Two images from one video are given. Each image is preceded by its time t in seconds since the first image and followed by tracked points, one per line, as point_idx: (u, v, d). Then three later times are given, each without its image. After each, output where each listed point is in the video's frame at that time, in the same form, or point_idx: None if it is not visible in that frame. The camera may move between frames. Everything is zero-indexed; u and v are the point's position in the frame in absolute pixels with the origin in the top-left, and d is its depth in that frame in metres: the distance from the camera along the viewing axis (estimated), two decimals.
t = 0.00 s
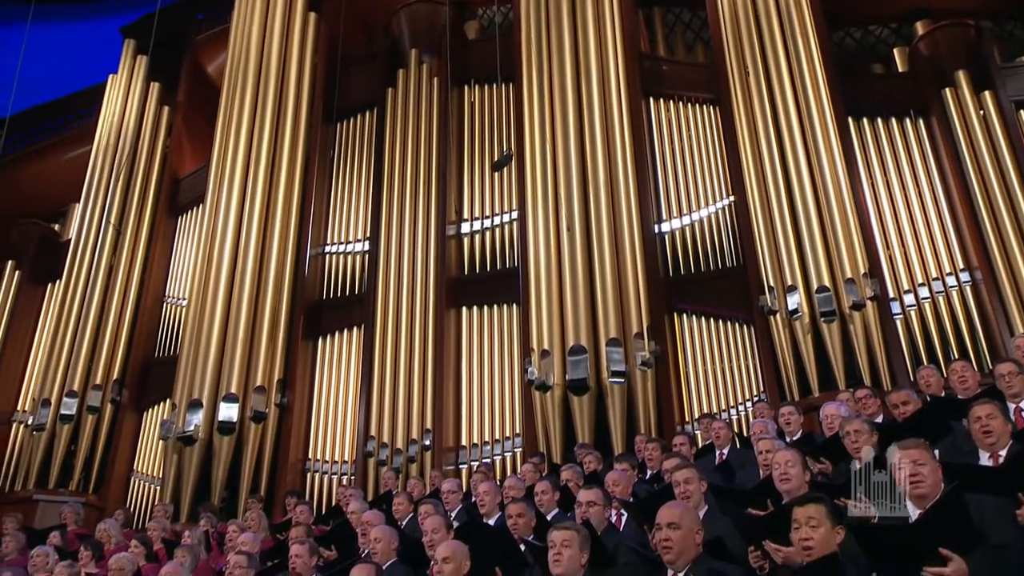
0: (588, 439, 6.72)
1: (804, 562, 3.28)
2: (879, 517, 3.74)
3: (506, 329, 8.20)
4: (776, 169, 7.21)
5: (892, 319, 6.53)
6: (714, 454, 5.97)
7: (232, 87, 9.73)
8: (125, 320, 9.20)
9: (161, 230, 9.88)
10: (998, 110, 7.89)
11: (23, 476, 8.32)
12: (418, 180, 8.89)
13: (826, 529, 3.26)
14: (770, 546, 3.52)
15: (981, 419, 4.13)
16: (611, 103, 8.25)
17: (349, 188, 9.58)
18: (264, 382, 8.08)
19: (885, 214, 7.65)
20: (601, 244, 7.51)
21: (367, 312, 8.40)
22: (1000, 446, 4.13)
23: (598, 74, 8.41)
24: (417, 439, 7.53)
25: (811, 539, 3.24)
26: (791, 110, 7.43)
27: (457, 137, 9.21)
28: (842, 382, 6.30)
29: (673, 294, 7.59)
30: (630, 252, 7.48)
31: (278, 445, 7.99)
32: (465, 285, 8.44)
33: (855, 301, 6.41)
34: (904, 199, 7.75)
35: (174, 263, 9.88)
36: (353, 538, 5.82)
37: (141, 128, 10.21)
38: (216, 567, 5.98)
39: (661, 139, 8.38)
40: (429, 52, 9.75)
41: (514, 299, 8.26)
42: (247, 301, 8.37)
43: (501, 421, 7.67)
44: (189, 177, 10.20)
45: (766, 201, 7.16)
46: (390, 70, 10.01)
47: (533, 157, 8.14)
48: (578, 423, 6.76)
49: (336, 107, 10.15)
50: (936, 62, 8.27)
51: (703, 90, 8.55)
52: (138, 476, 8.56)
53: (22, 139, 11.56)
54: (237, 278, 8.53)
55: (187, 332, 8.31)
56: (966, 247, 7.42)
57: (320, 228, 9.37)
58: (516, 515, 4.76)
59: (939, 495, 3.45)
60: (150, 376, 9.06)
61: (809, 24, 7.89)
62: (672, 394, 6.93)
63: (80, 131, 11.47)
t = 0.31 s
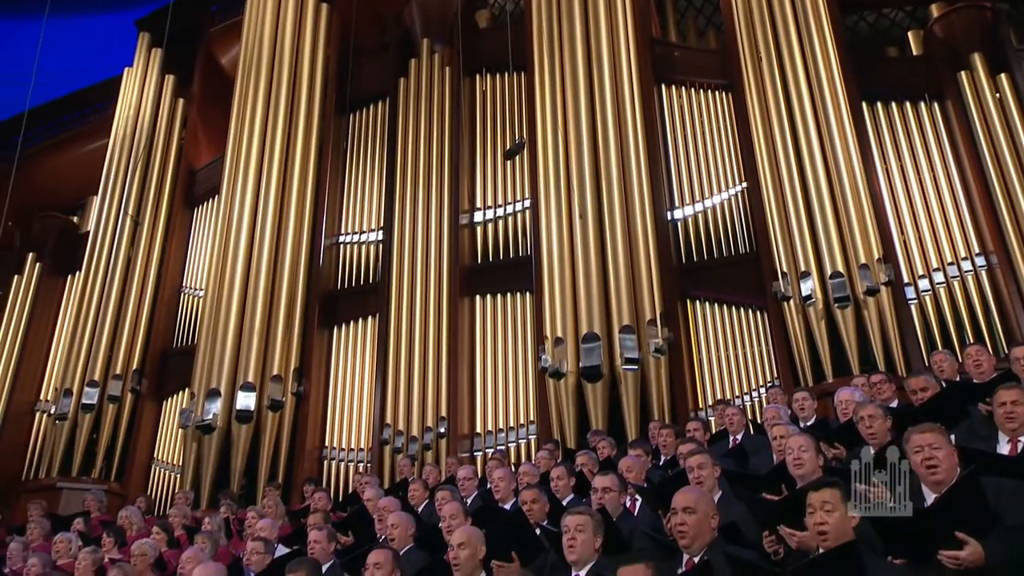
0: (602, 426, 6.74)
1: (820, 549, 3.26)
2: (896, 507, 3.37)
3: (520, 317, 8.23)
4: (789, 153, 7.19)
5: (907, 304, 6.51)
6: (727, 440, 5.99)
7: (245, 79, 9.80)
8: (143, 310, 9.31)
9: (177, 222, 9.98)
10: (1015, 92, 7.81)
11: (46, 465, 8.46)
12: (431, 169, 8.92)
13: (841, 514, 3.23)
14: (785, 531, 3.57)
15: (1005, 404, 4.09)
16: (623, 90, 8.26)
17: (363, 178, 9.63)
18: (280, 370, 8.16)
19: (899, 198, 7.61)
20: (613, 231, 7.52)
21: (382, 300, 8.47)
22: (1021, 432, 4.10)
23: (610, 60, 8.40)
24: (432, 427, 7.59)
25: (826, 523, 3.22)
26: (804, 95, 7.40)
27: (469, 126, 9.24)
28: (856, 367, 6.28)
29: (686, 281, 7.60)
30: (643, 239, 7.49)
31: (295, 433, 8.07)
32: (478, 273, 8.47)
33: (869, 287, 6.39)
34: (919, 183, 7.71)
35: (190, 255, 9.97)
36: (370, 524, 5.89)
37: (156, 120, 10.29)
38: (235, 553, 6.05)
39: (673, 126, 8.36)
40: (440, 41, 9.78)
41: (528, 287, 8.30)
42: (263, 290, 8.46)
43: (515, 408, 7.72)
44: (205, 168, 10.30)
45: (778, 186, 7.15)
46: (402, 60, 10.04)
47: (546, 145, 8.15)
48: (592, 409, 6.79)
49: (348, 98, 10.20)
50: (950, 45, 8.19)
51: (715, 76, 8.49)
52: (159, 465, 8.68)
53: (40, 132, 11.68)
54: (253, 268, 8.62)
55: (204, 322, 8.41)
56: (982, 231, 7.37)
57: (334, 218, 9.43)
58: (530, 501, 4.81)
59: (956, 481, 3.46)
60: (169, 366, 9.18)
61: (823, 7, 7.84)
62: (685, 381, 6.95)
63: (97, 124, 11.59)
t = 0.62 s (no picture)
0: (616, 412, 6.77)
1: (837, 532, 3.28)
2: (895, 507, 3.07)
3: (534, 305, 8.26)
4: (802, 138, 7.16)
5: (922, 290, 6.49)
6: (742, 426, 6.02)
7: (259, 72, 9.87)
8: (162, 301, 9.43)
9: (194, 213, 10.08)
10: None
11: (70, 453, 8.60)
12: (443, 159, 8.95)
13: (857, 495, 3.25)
14: (800, 516, 3.58)
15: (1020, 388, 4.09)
16: (635, 76, 8.24)
17: (376, 169, 9.68)
18: (297, 359, 8.25)
19: (915, 183, 7.56)
20: (626, 218, 7.53)
21: (397, 290, 8.53)
22: None
23: (622, 47, 8.38)
24: (447, 415, 7.65)
25: (842, 507, 3.24)
26: (818, 79, 7.35)
27: (481, 116, 9.25)
28: (871, 353, 6.27)
29: (700, 268, 7.61)
30: (657, 226, 7.50)
31: (313, 422, 8.16)
32: (492, 262, 8.50)
33: (885, 272, 6.37)
34: (934, 168, 7.65)
35: (207, 246, 10.07)
36: (387, 510, 5.96)
37: (172, 113, 10.37)
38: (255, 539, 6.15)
39: (686, 112, 8.33)
40: (453, 31, 9.80)
41: (542, 275, 8.32)
42: (279, 281, 8.55)
43: (530, 395, 7.77)
44: (220, 160, 10.40)
45: (792, 171, 7.13)
46: (414, 50, 10.06)
47: (558, 133, 8.15)
48: (606, 396, 6.81)
49: (362, 89, 10.25)
50: (967, 27, 8.10)
51: (728, 61, 8.46)
52: (179, 453, 8.81)
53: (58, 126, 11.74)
54: (269, 259, 8.70)
55: (222, 312, 8.51)
56: (999, 216, 7.31)
57: (349, 208, 9.49)
58: (544, 488, 4.85)
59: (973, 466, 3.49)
60: (188, 355, 9.31)
61: None
62: (699, 368, 6.97)
63: (113, 117, 11.72)
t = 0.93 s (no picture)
0: (626, 400, 6.80)
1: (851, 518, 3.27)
2: (895, 508, 2.98)
3: (544, 294, 8.29)
4: (813, 125, 7.13)
5: (934, 276, 6.47)
6: (752, 413, 6.04)
7: (270, 64, 9.92)
8: (176, 291, 9.52)
9: (206, 204, 10.15)
10: None
11: (87, 442, 8.70)
12: (453, 149, 8.97)
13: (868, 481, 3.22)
14: (810, 501, 3.56)
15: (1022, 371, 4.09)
16: (645, 65, 8.23)
17: (386, 159, 9.72)
18: (310, 349, 8.31)
19: (925, 170, 7.53)
20: (636, 207, 7.54)
21: (408, 279, 8.58)
22: None
23: (631, 34, 8.37)
24: (458, 403, 7.69)
25: (853, 493, 3.24)
26: (829, 66, 7.31)
27: (490, 106, 9.27)
28: (882, 340, 6.26)
29: (710, 256, 7.62)
30: (666, 214, 7.51)
31: (326, 411, 8.22)
32: (503, 251, 8.53)
33: (895, 259, 6.36)
34: (945, 155, 7.62)
35: (220, 238, 10.15)
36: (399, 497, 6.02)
37: (183, 106, 10.43)
38: (270, 527, 6.22)
39: (696, 101, 8.32)
40: (462, 21, 9.79)
41: (552, 264, 8.33)
42: (291, 271, 8.61)
43: (541, 384, 7.81)
44: (232, 152, 10.48)
45: (802, 158, 7.12)
46: (424, 40, 10.08)
47: (567, 123, 8.16)
48: (616, 383, 6.84)
49: (371, 79, 10.28)
50: (979, 11, 8.03)
51: (738, 49, 8.42)
52: (194, 441, 8.92)
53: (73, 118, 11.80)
54: (281, 249, 8.77)
55: (235, 303, 8.59)
56: (1012, 203, 7.27)
57: (360, 198, 9.54)
58: (553, 476, 4.88)
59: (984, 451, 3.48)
60: (202, 345, 9.41)
61: None
62: (709, 355, 6.99)
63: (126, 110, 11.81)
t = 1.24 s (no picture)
0: (636, 389, 6.82)
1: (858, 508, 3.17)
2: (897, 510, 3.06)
3: (553, 285, 8.31)
4: (822, 113, 7.11)
5: (944, 265, 6.45)
6: (762, 402, 6.05)
7: (280, 56, 9.97)
8: (189, 283, 9.60)
9: (218, 197, 10.23)
10: None
11: (104, 432, 8.81)
12: (463, 141, 8.99)
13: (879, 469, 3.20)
14: (821, 489, 3.52)
15: None
16: (654, 55, 8.22)
17: (397, 151, 9.77)
18: (321, 340, 8.38)
19: (936, 157, 7.50)
20: (645, 196, 7.55)
21: (418, 270, 8.64)
22: None
23: (640, 23, 8.36)
24: (469, 393, 7.75)
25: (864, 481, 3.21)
26: (839, 53, 7.26)
27: (500, 97, 9.29)
28: (892, 328, 6.26)
29: (719, 246, 7.63)
30: (675, 203, 7.52)
31: (338, 401, 8.29)
32: (513, 242, 8.56)
33: (906, 248, 6.34)
34: (957, 143, 7.58)
35: (232, 230, 10.23)
36: (411, 486, 6.08)
37: (195, 99, 10.48)
38: (284, 515, 6.30)
39: (705, 90, 8.32)
40: (470, 12, 9.79)
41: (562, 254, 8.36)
42: (303, 263, 8.68)
43: (551, 374, 7.85)
44: (243, 144, 10.56)
45: (812, 146, 7.11)
46: (433, 32, 10.10)
47: (576, 113, 8.17)
48: (626, 372, 6.86)
49: (381, 72, 10.32)
50: None
51: (747, 38, 8.40)
52: (209, 431, 9.03)
53: (85, 112, 11.85)
54: (292, 241, 8.84)
55: (248, 295, 8.67)
56: None
57: (370, 190, 9.60)
58: (561, 464, 4.92)
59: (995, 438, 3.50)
60: (215, 336, 9.51)
61: None
62: (718, 344, 7.02)
63: (137, 104, 11.89)
